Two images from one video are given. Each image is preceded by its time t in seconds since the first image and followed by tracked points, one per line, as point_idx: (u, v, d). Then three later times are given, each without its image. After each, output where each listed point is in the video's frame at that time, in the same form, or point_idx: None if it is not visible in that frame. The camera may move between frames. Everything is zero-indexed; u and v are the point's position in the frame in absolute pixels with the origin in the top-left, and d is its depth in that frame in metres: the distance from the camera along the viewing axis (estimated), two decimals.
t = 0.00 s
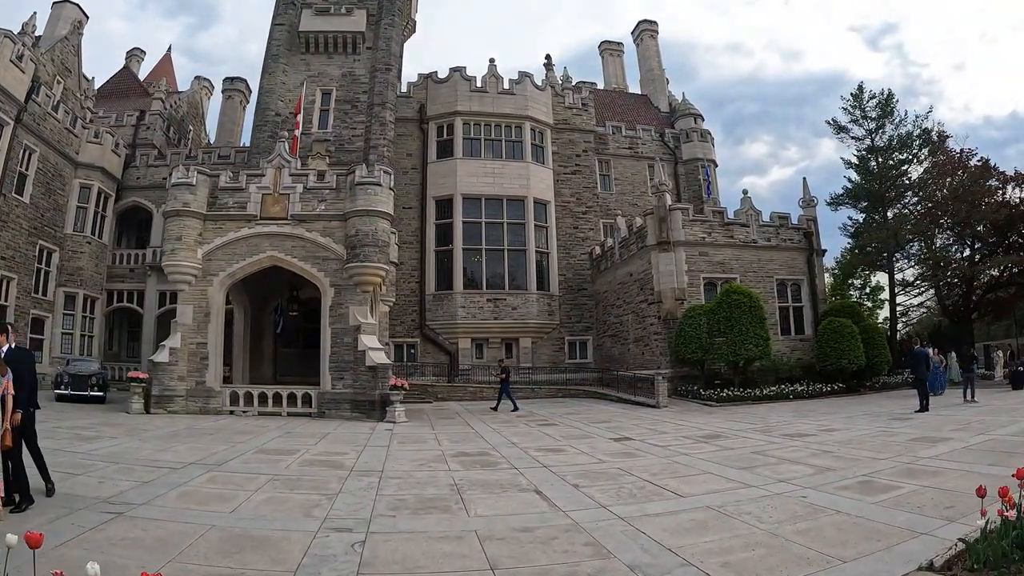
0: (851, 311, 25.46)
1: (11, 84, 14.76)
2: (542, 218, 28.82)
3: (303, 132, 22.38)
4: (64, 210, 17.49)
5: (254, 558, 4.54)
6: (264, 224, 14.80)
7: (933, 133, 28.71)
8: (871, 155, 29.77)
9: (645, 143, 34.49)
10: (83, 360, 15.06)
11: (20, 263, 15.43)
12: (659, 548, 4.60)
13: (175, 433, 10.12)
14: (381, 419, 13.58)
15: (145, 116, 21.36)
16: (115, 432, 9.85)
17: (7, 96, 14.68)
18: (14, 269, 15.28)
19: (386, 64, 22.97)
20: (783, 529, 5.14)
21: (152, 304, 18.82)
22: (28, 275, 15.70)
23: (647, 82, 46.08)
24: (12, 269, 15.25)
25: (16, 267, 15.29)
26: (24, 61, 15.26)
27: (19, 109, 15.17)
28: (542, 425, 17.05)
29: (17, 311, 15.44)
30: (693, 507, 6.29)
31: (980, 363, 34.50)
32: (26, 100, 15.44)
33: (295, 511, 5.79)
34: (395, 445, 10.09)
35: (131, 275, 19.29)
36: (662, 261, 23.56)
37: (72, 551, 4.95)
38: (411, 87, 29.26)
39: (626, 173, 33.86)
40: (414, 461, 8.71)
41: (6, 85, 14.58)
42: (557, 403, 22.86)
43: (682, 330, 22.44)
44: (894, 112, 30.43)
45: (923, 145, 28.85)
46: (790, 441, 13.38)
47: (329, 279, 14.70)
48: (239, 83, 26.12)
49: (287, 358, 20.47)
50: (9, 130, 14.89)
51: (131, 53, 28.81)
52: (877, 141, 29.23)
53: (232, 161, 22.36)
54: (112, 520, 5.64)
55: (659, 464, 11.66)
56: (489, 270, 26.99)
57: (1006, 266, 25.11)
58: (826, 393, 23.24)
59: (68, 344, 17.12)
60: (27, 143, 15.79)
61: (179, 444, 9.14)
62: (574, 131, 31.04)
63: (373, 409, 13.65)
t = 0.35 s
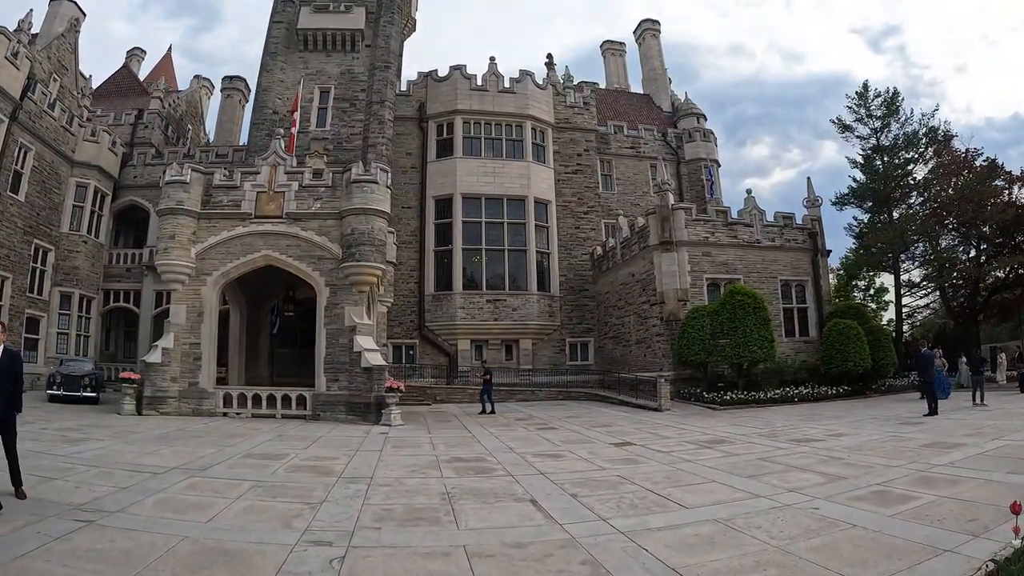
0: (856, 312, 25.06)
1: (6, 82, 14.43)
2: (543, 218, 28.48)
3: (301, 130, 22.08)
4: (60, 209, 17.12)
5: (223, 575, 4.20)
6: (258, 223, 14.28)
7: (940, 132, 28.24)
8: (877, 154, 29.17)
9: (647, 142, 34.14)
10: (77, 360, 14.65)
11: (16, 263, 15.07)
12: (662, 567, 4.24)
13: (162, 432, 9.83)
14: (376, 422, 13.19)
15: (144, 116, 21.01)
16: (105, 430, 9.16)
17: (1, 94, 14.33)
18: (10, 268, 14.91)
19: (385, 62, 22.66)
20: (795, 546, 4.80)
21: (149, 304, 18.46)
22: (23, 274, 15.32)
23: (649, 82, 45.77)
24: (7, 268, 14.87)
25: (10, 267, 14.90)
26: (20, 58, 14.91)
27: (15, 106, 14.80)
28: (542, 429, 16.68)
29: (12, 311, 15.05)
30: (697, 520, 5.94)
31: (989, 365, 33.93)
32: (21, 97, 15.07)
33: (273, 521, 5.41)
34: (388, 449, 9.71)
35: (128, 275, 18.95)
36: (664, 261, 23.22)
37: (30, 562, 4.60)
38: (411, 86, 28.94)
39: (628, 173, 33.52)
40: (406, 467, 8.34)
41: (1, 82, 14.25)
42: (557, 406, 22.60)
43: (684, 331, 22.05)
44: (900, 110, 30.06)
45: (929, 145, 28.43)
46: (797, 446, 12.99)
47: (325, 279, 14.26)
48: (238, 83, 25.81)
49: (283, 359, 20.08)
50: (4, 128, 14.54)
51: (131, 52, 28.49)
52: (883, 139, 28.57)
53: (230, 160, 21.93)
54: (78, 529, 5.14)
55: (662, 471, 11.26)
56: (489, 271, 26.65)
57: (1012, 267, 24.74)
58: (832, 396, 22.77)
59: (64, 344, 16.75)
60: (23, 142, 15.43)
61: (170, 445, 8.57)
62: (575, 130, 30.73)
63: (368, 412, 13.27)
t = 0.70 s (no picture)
0: (864, 312, 24.62)
1: (4, 80, 14.24)
2: (546, 218, 28.13)
3: (301, 128, 21.83)
4: (59, 208, 16.86)
5: None
6: (256, 221, 13.93)
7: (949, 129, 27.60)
8: (882, 152, 28.46)
9: (651, 141, 33.78)
10: (74, 359, 14.32)
11: (14, 262, 14.86)
12: None
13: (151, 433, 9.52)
14: (374, 423, 12.86)
15: (145, 115, 20.76)
16: (94, 430, 8.44)
17: None
18: (9, 267, 14.72)
19: (386, 59, 22.41)
20: (811, 559, 4.45)
21: (148, 303, 18.20)
22: (22, 273, 15.12)
23: (653, 81, 45.40)
24: (6, 267, 14.68)
25: (9, 266, 14.69)
26: (18, 56, 14.70)
27: (13, 104, 14.60)
28: (543, 432, 16.33)
29: (11, 310, 14.84)
30: (703, 531, 5.59)
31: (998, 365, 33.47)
32: (19, 95, 14.86)
33: (252, 528, 5.05)
34: (384, 452, 9.36)
35: (128, 275, 18.68)
36: (669, 260, 22.83)
37: None
38: (412, 84, 28.68)
39: (632, 172, 33.18)
40: (399, 471, 8.01)
41: None
42: (561, 408, 22.29)
43: (689, 331, 21.64)
44: (907, 107, 29.58)
45: (938, 142, 27.66)
46: (807, 450, 12.58)
47: (322, 277, 13.94)
48: (239, 82, 25.63)
49: (283, 361, 19.77)
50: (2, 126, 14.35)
51: (133, 52, 28.36)
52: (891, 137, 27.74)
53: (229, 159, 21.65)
54: (45, 532, 4.67)
55: (668, 477, 10.87)
56: (492, 271, 26.32)
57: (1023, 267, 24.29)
58: (840, 397, 22.34)
59: (62, 343, 16.51)
60: (21, 140, 15.20)
61: (164, 445, 8.05)
62: (579, 129, 30.41)
63: (365, 413, 12.94)
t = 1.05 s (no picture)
0: (884, 314, 23.86)
1: (12, 84, 14.30)
2: (559, 220, 27.76)
3: (312, 131, 21.76)
4: (69, 212, 16.89)
5: None
6: (263, 223, 13.77)
7: (969, 126, 26.76)
8: (900, 151, 27.69)
9: (665, 142, 33.28)
10: (81, 364, 14.29)
11: (23, 265, 14.91)
12: None
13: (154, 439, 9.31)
14: (382, 430, 12.55)
15: (155, 119, 20.76)
16: (95, 434, 8.18)
17: (6, 94, 14.15)
18: (17, 270, 14.76)
19: (396, 61, 22.30)
20: None
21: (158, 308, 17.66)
22: (31, 276, 15.16)
23: (667, 82, 44.88)
24: (14, 271, 14.72)
25: (17, 269, 14.72)
26: (26, 60, 14.72)
27: (21, 108, 14.65)
28: (556, 438, 15.94)
29: (20, 314, 14.86)
30: (726, 549, 5.18)
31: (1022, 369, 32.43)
32: (27, 98, 14.90)
33: (243, 542, 4.75)
34: (390, 460, 9.02)
35: (139, 279, 18.62)
36: (684, 262, 22.34)
37: None
38: (423, 87, 28.56)
39: (646, 173, 32.72)
40: (404, 480, 7.70)
41: (7, 84, 14.13)
42: (574, 413, 21.85)
43: (705, 334, 21.07)
44: (926, 104, 28.77)
45: (958, 139, 26.87)
46: (832, 458, 12.02)
47: (331, 280, 13.70)
48: (250, 85, 25.57)
49: (293, 365, 19.58)
50: (10, 130, 14.39)
51: (146, 58, 28.57)
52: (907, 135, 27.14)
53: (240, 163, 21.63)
54: (24, 544, 4.34)
55: (686, 487, 10.41)
56: (504, 274, 25.96)
57: None
58: (862, 403, 21.62)
59: (71, 347, 16.53)
60: (31, 145, 15.25)
61: (164, 451, 7.74)
62: (592, 130, 30.03)
63: (374, 419, 12.64)
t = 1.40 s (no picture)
0: (914, 314, 22.76)
1: (29, 89, 14.39)
2: (580, 221, 27.26)
3: (330, 133, 21.69)
4: (87, 216, 16.96)
5: None
6: (280, 225, 13.59)
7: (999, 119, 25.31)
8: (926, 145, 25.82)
9: (686, 142, 32.58)
10: (99, 367, 14.29)
11: (41, 269, 15.00)
12: None
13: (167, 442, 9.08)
14: (401, 434, 12.21)
15: (174, 124, 20.81)
16: (107, 438, 7.99)
17: (23, 99, 14.24)
18: (35, 274, 14.85)
19: (414, 62, 22.17)
20: None
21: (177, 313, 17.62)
22: (49, 281, 15.25)
23: (687, 81, 44.10)
24: (32, 275, 14.81)
25: (35, 273, 14.80)
26: (43, 66, 14.80)
27: (38, 113, 14.74)
28: (580, 443, 15.42)
29: (38, 318, 14.94)
30: (775, 566, 4.64)
31: None
32: (44, 103, 14.98)
33: (244, 555, 4.39)
34: (408, 466, 8.64)
35: (157, 283, 18.63)
36: (709, 262, 21.64)
37: None
38: (442, 88, 28.38)
39: (668, 173, 32.05)
40: (420, 488, 7.31)
41: (26, 90, 14.25)
42: (597, 418, 21.29)
43: (731, 336, 20.40)
44: (952, 98, 27.50)
45: (987, 132, 25.24)
46: (872, 463, 11.31)
47: (348, 282, 13.45)
48: (268, 90, 25.76)
49: (313, 369, 19.41)
50: (28, 134, 14.50)
51: (167, 65, 28.95)
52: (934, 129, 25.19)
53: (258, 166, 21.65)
54: (11, 552, 4.00)
55: (718, 495, 9.81)
56: (525, 276, 25.54)
57: None
58: (891, 404, 20.70)
59: (90, 351, 16.58)
60: (48, 149, 15.36)
61: (174, 455, 7.47)
62: (613, 130, 29.50)
63: (392, 424, 12.31)
